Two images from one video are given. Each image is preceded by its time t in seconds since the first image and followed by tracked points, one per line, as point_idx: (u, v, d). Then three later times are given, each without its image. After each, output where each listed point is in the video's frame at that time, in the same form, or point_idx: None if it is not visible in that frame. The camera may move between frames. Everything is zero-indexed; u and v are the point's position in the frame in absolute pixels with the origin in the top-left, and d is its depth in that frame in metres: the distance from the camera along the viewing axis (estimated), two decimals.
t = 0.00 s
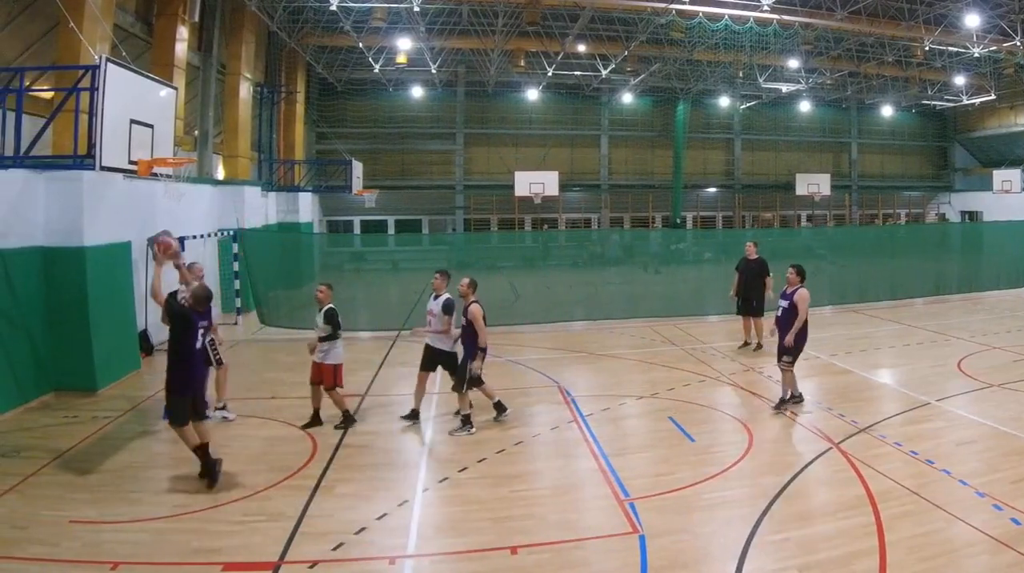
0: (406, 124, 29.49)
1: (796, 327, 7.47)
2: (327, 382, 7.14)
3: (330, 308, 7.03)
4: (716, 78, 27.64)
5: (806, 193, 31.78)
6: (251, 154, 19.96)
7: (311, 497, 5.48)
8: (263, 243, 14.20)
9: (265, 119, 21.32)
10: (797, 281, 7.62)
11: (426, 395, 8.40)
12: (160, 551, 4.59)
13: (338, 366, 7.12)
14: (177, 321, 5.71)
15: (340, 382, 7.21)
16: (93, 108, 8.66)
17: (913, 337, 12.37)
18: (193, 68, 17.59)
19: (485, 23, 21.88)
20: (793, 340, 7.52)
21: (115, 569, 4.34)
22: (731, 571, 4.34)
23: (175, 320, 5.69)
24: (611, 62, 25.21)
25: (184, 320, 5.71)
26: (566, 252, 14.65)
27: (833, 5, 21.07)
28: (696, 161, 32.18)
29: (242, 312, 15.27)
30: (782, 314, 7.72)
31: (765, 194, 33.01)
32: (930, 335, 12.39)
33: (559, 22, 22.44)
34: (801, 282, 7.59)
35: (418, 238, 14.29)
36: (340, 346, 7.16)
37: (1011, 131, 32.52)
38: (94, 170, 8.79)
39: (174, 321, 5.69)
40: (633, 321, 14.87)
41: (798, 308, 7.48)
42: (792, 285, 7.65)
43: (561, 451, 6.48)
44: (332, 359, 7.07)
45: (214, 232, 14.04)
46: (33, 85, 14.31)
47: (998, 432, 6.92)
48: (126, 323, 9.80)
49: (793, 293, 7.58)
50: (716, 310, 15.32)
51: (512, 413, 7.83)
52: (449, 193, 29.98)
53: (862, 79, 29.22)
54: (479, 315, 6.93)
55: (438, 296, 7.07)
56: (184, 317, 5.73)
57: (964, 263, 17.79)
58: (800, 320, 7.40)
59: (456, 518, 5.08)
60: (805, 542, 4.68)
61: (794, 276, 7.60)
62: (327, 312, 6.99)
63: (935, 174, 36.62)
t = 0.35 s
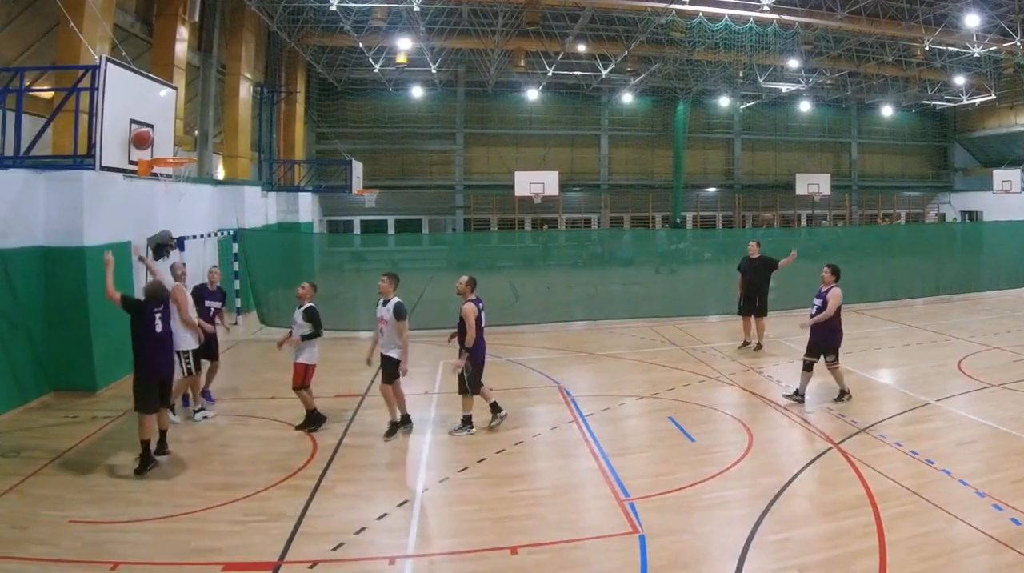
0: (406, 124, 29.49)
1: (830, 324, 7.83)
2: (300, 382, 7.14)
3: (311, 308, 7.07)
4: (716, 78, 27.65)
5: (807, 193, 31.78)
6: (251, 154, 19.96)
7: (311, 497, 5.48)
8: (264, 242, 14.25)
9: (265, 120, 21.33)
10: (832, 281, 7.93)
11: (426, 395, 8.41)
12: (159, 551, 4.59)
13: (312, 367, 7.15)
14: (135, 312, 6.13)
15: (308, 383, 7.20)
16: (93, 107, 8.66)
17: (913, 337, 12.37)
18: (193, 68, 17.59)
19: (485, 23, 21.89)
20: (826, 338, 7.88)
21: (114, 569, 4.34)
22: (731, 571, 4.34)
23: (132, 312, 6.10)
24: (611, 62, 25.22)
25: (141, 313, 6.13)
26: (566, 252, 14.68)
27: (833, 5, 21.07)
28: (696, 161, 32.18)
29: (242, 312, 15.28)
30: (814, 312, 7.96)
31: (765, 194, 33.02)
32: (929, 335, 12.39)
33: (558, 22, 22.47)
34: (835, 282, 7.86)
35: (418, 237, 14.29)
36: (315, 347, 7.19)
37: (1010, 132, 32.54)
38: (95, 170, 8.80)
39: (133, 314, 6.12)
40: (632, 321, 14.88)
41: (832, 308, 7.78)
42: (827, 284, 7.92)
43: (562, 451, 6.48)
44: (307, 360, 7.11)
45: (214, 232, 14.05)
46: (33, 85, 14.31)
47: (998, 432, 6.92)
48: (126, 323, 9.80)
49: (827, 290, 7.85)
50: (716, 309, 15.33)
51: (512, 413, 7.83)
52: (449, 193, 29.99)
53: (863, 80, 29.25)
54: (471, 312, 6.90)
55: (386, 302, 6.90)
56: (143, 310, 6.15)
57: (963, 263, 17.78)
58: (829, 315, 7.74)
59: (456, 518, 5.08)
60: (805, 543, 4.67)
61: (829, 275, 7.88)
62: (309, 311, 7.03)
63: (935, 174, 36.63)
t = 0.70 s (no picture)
0: (406, 124, 29.49)
1: (872, 323, 8.01)
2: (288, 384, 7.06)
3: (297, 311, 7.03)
4: (716, 78, 27.66)
5: (807, 193, 31.78)
6: (251, 154, 19.96)
7: (311, 497, 5.47)
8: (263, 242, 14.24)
9: (265, 120, 21.34)
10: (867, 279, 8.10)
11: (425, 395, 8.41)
12: (159, 551, 4.59)
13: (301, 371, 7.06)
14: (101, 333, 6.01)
15: (296, 385, 7.13)
16: (93, 107, 8.66)
17: (913, 337, 12.38)
18: (193, 67, 17.60)
19: (485, 23, 21.87)
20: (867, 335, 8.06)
21: (115, 569, 4.34)
22: (731, 571, 4.34)
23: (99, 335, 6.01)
24: (611, 63, 25.20)
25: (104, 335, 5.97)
26: (566, 252, 14.68)
27: (833, 5, 21.05)
28: (696, 161, 32.17)
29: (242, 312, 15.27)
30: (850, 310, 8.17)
31: (765, 194, 33.01)
32: (929, 335, 12.39)
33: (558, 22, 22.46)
34: (870, 280, 8.04)
35: (418, 237, 14.32)
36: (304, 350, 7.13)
37: (1010, 132, 32.52)
38: (95, 170, 8.80)
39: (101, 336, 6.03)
40: (633, 321, 14.88)
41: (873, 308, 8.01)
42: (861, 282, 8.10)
43: (561, 451, 6.48)
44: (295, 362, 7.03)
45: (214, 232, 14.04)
46: (33, 85, 14.33)
47: (998, 432, 6.92)
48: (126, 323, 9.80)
49: (863, 290, 8.06)
50: (716, 309, 15.36)
51: (512, 414, 7.83)
52: (449, 193, 29.98)
53: (862, 80, 29.25)
54: (493, 312, 6.80)
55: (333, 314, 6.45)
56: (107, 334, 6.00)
57: (963, 263, 17.78)
58: (874, 316, 7.98)
59: (456, 519, 5.08)
60: (806, 543, 4.67)
61: (864, 273, 8.07)
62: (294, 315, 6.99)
63: (935, 174, 36.61)
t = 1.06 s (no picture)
0: (406, 124, 29.51)
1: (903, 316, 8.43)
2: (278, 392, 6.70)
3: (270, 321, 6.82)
4: (716, 78, 27.69)
5: (807, 193, 31.78)
6: (251, 154, 19.95)
7: (311, 497, 5.47)
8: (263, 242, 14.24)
9: (265, 120, 21.35)
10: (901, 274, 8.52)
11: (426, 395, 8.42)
12: (159, 551, 4.59)
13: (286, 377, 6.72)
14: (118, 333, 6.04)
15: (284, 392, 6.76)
16: (93, 107, 8.67)
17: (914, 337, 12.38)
18: (193, 67, 17.60)
19: (486, 23, 21.86)
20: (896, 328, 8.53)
21: (115, 569, 4.34)
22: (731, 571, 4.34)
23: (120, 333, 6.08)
24: (611, 63, 25.20)
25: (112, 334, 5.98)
26: (567, 252, 14.68)
27: (833, 5, 21.04)
28: (696, 161, 32.18)
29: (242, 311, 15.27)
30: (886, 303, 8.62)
31: (765, 194, 33.02)
32: (930, 335, 12.39)
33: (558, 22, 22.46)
34: (904, 276, 8.48)
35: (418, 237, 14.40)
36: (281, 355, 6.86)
37: (1010, 132, 32.51)
38: (94, 170, 8.80)
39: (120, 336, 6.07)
40: (633, 321, 14.88)
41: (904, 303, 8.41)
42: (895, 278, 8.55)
43: (561, 452, 6.48)
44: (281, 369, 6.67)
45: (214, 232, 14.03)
46: (33, 85, 14.34)
47: (998, 432, 6.92)
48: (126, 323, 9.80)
49: (897, 284, 8.50)
50: (716, 309, 15.35)
51: (512, 414, 7.82)
52: (449, 193, 29.98)
53: (862, 80, 29.25)
54: (524, 314, 6.80)
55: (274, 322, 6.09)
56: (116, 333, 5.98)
57: (963, 263, 17.79)
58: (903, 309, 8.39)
59: (456, 519, 5.08)
60: (806, 543, 4.67)
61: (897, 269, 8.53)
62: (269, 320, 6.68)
63: (935, 174, 36.60)
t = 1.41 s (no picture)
0: (406, 124, 29.52)
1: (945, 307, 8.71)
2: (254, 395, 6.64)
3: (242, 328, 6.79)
4: (716, 78, 27.69)
5: (807, 193, 31.80)
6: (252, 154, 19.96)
7: (311, 497, 5.48)
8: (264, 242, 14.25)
9: (265, 120, 21.35)
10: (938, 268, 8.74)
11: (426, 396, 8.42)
12: (159, 552, 4.59)
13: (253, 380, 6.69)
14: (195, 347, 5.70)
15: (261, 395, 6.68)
16: (93, 107, 8.67)
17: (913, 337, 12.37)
18: (193, 67, 17.61)
19: (486, 23, 21.85)
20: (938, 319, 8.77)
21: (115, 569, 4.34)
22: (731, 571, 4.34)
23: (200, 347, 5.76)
24: (611, 63, 25.19)
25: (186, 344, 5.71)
26: (568, 252, 14.73)
27: (833, 5, 21.03)
28: (696, 161, 32.19)
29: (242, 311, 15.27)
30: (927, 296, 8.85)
31: (764, 194, 33.04)
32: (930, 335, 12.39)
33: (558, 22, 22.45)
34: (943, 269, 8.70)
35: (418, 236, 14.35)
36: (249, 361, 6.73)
37: (1010, 132, 32.51)
38: (94, 170, 8.81)
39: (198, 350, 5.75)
40: (634, 321, 14.89)
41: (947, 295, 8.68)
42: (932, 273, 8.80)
43: (561, 452, 6.48)
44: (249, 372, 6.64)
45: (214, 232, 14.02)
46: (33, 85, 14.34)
47: (998, 432, 6.92)
48: (126, 323, 9.80)
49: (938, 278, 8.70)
50: (717, 309, 15.34)
51: (513, 414, 7.82)
52: (449, 193, 29.98)
53: (862, 80, 29.25)
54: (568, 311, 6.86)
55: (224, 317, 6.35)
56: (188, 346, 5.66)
57: (964, 263, 17.80)
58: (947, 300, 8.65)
59: (455, 518, 5.08)
60: (806, 543, 4.67)
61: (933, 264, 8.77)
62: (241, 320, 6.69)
63: (935, 174, 36.61)
